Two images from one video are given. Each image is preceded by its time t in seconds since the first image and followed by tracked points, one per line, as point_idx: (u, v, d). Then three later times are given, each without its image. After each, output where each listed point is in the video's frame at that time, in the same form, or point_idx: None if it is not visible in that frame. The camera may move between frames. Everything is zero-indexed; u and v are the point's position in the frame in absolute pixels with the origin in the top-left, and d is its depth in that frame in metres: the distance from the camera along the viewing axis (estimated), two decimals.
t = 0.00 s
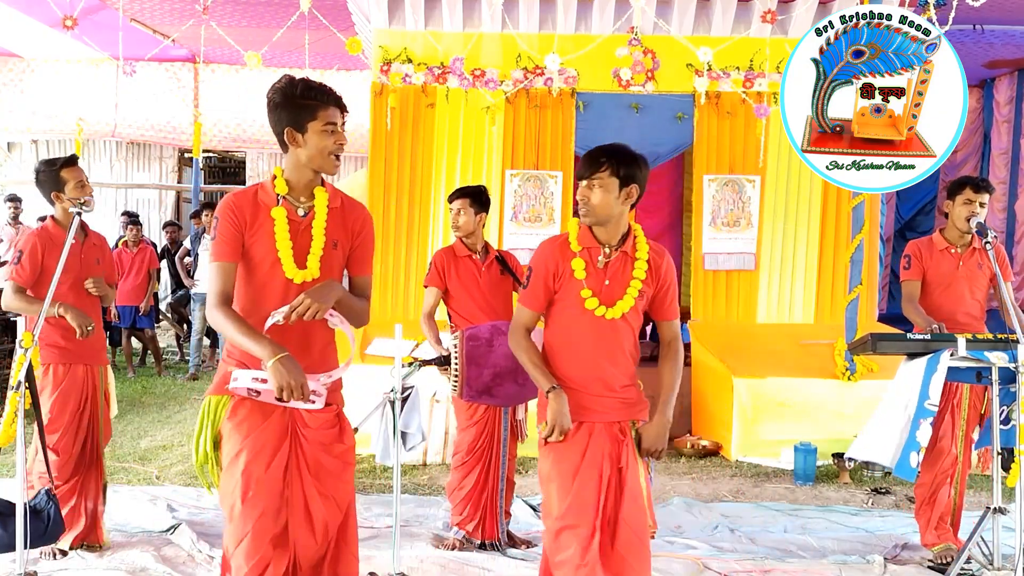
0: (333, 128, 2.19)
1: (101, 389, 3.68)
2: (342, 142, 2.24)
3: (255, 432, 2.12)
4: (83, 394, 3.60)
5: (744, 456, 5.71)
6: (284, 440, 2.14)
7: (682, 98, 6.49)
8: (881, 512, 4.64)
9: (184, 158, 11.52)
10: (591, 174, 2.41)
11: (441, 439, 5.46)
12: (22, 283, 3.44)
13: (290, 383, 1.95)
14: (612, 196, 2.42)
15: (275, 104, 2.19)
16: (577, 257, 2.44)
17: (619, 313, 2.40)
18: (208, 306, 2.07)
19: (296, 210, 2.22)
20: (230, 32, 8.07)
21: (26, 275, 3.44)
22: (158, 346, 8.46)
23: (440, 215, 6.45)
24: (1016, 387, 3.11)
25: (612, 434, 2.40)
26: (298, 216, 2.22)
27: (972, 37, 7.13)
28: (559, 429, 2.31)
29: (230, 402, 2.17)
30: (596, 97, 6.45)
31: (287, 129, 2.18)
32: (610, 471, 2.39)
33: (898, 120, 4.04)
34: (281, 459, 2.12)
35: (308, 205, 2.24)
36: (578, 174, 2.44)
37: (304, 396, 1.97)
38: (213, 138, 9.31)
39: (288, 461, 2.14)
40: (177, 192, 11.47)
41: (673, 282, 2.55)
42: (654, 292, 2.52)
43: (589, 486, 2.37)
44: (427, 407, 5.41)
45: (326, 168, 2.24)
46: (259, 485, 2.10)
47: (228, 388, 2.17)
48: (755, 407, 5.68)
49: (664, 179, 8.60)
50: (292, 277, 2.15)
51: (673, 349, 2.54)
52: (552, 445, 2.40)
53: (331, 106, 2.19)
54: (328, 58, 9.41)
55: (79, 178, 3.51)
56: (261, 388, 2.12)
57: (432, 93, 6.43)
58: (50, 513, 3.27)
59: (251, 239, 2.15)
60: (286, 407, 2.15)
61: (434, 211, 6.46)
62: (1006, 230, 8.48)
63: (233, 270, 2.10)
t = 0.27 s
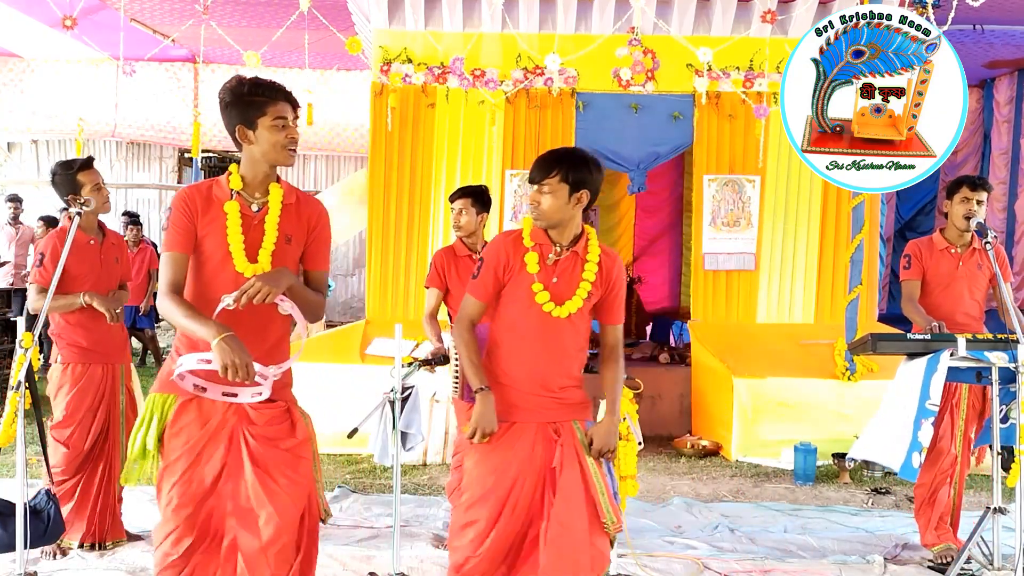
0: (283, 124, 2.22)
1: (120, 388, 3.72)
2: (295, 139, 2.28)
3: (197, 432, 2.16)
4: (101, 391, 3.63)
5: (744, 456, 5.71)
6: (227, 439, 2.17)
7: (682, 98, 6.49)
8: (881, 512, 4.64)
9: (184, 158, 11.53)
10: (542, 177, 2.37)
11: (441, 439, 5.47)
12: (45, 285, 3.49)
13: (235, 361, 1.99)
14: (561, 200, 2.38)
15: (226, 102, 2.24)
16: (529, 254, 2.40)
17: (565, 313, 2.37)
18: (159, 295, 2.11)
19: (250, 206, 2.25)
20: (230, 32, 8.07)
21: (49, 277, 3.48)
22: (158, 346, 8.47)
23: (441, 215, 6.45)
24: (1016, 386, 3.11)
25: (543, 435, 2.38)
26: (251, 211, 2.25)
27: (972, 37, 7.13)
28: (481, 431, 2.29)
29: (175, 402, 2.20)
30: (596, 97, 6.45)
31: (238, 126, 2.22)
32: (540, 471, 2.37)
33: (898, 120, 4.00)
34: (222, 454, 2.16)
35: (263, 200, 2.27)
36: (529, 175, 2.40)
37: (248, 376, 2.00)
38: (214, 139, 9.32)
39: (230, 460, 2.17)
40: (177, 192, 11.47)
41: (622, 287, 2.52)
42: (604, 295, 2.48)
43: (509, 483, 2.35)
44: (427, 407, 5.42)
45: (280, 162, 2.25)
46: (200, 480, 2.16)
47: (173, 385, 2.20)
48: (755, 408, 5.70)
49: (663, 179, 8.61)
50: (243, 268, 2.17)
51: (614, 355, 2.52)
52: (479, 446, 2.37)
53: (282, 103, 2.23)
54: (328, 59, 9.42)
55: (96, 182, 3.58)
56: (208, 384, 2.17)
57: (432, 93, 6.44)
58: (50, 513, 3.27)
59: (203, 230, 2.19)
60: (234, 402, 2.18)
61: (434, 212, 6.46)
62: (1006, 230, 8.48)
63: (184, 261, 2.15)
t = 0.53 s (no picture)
0: (258, 128, 2.32)
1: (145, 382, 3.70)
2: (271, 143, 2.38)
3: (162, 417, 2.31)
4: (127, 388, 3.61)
5: (744, 456, 5.72)
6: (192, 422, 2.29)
7: (682, 98, 6.49)
8: (881, 512, 4.64)
9: (184, 159, 11.53)
10: (508, 188, 2.36)
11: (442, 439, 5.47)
12: (65, 291, 3.49)
13: (192, 368, 2.08)
14: (527, 211, 2.38)
15: (203, 106, 2.32)
16: (496, 255, 2.43)
17: (528, 315, 2.41)
18: (126, 290, 2.21)
19: (225, 209, 2.34)
20: (230, 32, 8.07)
21: (69, 283, 3.48)
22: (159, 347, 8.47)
23: (441, 215, 6.45)
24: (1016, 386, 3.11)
25: (497, 426, 2.42)
26: (228, 214, 2.34)
27: (972, 37, 7.13)
28: (436, 429, 2.35)
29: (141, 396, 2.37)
30: (596, 98, 6.46)
31: (214, 129, 2.32)
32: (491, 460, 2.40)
33: (898, 120, 3.99)
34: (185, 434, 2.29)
35: (239, 205, 2.36)
36: (496, 183, 2.39)
37: (205, 382, 2.10)
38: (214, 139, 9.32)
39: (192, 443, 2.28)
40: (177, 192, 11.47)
41: (585, 292, 2.58)
42: (567, 298, 2.54)
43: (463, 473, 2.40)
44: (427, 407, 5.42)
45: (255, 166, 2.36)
46: (165, 462, 2.28)
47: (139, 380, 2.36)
48: (755, 408, 5.70)
49: (663, 179, 8.62)
50: (216, 273, 2.28)
51: (566, 357, 2.62)
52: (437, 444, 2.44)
53: (258, 108, 2.32)
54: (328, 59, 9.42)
55: (111, 187, 3.62)
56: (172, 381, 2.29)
57: (432, 93, 6.44)
58: (50, 512, 3.27)
59: (177, 232, 2.29)
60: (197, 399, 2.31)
61: (434, 212, 6.46)
62: (1006, 230, 8.48)
63: (155, 258, 2.25)
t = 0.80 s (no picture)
0: (268, 139, 2.26)
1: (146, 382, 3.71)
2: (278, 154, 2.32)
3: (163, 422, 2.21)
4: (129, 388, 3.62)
5: (744, 456, 5.72)
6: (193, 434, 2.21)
7: (682, 98, 6.49)
8: (881, 512, 4.64)
9: (184, 158, 11.53)
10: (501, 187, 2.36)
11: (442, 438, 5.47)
12: (64, 295, 3.51)
13: (202, 378, 2.04)
14: (521, 211, 2.39)
15: (211, 114, 2.25)
16: (491, 260, 2.44)
17: (527, 318, 2.40)
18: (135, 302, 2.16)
19: (231, 217, 2.29)
20: (230, 32, 8.06)
21: (66, 286, 3.50)
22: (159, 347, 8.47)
23: (441, 215, 6.44)
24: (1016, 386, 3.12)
25: (499, 427, 2.40)
26: (233, 223, 2.29)
27: (972, 37, 7.13)
28: (442, 429, 2.33)
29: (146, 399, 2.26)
30: (596, 98, 6.46)
31: (222, 138, 2.25)
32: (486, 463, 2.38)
33: (898, 120, 3.99)
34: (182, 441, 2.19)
35: (244, 213, 2.31)
36: (491, 181, 2.39)
37: (214, 392, 2.06)
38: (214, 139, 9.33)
39: (189, 454, 2.18)
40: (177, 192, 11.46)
41: (584, 291, 2.55)
42: (565, 299, 2.53)
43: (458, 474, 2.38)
44: (427, 406, 5.42)
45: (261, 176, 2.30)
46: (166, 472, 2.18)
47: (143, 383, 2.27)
48: (755, 407, 5.70)
49: (663, 179, 8.62)
50: (223, 282, 2.23)
51: (565, 358, 2.61)
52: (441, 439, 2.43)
53: (267, 118, 2.26)
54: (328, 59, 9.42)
55: (110, 189, 3.61)
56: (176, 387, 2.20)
57: (432, 93, 6.44)
58: (50, 513, 3.26)
59: (183, 241, 2.23)
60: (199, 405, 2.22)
61: (434, 212, 6.46)
62: (1006, 230, 8.48)
63: (162, 270, 2.19)
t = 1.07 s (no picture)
0: (299, 128, 2.16)
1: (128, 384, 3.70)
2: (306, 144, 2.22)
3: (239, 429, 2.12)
4: (107, 390, 3.62)
5: (745, 457, 5.72)
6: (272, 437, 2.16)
7: (682, 98, 6.49)
8: (881, 512, 4.64)
9: (184, 158, 11.54)
10: (524, 176, 2.38)
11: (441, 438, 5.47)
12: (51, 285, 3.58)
13: (284, 383, 1.95)
14: (544, 199, 2.40)
15: (238, 102, 2.13)
16: (515, 257, 2.43)
17: (559, 309, 2.39)
18: (182, 309, 2.02)
19: (264, 207, 2.19)
20: (230, 32, 8.06)
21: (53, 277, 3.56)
22: (158, 346, 8.47)
23: (441, 216, 6.45)
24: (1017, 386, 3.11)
25: (562, 430, 2.40)
26: (266, 211, 2.19)
27: (972, 37, 7.13)
28: (491, 434, 2.32)
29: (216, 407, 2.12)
30: (596, 98, 6.45)
31: (253, 128, 2.13)
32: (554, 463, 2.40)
33: (898, 120, 3.99)
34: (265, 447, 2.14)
35: (273, 201, 2.21)
36: (515, 173, 2.40)
37: (299, 395, 1.97)
38: (213, 139, 9.33)
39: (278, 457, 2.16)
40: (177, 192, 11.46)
41: (610, 275, 2.55)
42: (594, 288, 2.53)
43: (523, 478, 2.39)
44: (427, 406, 5.42)
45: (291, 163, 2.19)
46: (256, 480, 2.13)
47: (215, 395, 2.12)
48: (755, 407, 5.71)
49: (663, 179, 8.62)
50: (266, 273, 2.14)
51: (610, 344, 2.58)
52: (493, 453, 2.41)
53: (298, 106, 2.15)
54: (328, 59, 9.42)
55: (101, 183, 3.55)
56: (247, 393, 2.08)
57: (432, 93, 6.44)
58: (50, 513, 3.31)
59: (221, 238, 2.12)
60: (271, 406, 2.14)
61: (434, 213, 6.46)
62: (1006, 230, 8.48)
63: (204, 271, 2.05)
